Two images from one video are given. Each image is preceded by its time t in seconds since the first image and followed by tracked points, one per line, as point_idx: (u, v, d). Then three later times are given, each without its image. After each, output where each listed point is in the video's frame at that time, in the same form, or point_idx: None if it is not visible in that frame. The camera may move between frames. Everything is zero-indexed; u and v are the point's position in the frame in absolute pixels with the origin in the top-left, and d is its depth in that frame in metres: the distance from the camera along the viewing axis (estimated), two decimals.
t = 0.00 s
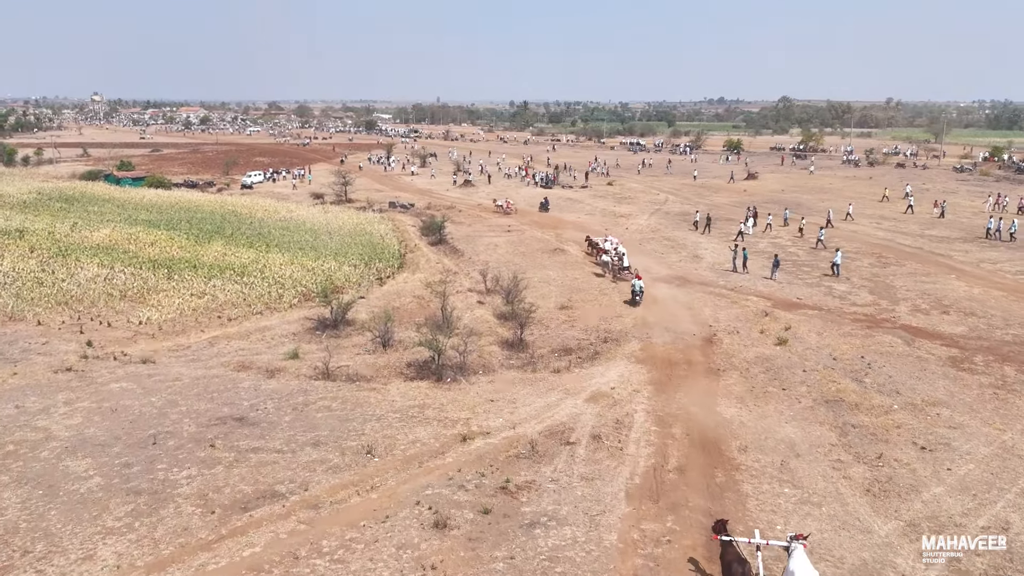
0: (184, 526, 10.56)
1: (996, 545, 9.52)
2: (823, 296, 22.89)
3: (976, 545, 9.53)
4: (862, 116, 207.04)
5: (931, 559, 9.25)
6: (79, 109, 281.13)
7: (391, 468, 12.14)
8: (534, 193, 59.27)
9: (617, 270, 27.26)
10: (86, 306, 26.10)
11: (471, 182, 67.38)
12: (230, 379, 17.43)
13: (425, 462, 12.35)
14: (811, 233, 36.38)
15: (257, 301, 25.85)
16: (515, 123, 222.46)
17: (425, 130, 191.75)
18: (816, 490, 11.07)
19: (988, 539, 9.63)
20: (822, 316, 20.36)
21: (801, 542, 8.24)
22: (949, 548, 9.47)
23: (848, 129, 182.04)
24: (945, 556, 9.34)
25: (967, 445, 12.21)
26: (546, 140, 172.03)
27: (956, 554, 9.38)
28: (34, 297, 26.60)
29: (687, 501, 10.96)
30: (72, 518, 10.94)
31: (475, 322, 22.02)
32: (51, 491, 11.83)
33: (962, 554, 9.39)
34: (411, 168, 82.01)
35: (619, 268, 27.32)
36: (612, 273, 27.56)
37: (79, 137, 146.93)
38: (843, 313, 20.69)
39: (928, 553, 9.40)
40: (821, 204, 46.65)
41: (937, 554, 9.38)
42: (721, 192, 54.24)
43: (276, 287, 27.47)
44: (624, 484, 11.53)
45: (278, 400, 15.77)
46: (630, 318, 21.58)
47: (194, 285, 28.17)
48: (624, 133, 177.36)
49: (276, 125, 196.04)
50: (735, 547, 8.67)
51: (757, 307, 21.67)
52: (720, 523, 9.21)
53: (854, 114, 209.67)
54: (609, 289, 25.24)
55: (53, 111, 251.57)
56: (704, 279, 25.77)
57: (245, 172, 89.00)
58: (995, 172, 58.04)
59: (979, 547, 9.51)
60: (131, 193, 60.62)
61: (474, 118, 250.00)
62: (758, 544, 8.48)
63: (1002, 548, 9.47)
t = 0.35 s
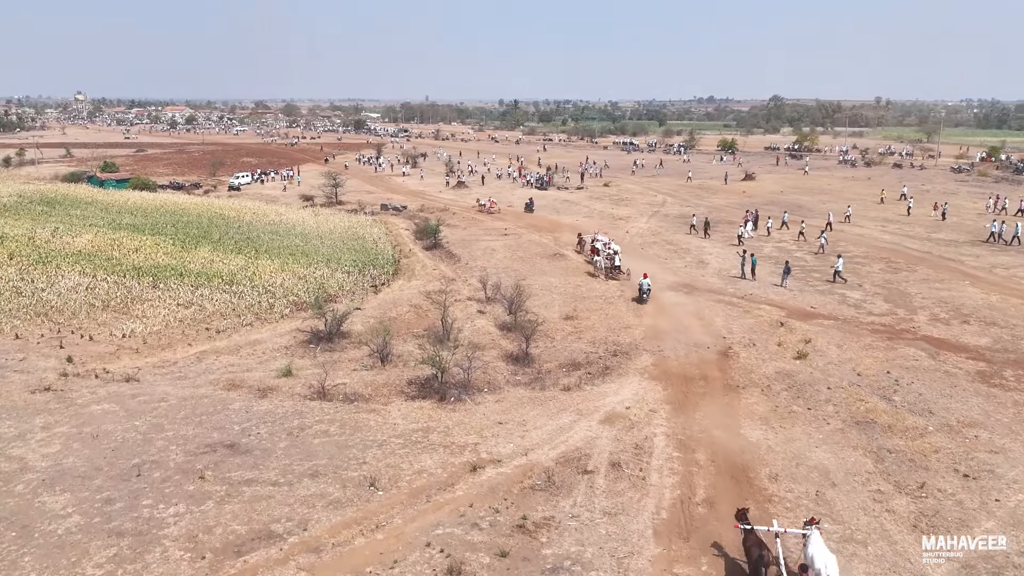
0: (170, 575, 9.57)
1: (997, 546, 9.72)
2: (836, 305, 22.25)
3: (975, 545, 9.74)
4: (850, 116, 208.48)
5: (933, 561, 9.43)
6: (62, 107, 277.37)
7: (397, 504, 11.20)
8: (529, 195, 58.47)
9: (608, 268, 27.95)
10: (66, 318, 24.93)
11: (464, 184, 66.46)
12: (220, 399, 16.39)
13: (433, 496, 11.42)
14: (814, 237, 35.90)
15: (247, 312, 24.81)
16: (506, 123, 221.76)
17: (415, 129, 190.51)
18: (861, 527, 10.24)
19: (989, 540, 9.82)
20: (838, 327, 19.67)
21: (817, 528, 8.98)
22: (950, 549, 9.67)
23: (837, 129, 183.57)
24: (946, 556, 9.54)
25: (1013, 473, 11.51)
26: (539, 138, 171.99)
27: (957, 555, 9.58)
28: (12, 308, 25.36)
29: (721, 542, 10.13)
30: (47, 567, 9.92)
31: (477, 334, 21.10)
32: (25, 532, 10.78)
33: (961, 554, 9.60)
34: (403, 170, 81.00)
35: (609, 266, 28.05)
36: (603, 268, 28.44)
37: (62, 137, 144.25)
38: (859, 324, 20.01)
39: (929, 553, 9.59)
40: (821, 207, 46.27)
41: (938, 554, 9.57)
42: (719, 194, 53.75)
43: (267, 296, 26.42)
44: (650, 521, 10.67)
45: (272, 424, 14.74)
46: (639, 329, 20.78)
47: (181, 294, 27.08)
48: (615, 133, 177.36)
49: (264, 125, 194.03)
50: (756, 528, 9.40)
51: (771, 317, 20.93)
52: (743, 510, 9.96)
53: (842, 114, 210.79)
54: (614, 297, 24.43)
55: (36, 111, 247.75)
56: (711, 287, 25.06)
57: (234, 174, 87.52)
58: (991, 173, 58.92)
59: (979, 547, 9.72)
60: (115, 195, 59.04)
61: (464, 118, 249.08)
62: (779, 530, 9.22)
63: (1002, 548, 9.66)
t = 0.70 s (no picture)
0: None
1: (996, 545, 9.99)
2: (855, 314, 21.56)
3: (975, 545, 9.99)
4: (844, 116, 209.19)
5: (932, 560, 9.70)
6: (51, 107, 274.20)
7: (413, 543, 10.35)
8: (528, 198, 57.67)
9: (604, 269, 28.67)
10: (54, 330, 23.85)
11: (462, 186, 65.59)
12: (218, 421, 15.43)
13: (453, 532, 10.59)
14: (822, 240, 35.31)
15: (244, 323, 23.86)
16: (500, 123, 221.03)
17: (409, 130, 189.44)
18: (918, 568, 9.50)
19: (988, 540, 10.10)
20: (862, 339, 18.96)
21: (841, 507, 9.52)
22: (950, 549, 9.93)
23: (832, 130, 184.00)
24: (946, 556, 9.79)
25: None
26: (533, 138, 171.36)
27: (956, 554, 9.84)
28: None
29: None
30: None
31: (486, 347, 20.23)
32: None
33: (961, 553, 9.86)
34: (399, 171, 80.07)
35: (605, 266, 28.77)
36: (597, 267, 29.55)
37: (51, 138, 142.27)
38: (883, 335, 19.32)
39: (929, 553, 9.86)
40: (825, 210, 45.77)
41: (938, 554, 9.83)
42: (721, 196, 53.19)
43: (265, 306, 25.48)
44: (689, 561, 9.88)
45: (274, 449, 13.81)
46: (654, 341, 19.99)
47: (175, 304, 26.07)
48: (610, 133, 177.00)
49: (257, 125, 192.27)
50: (781, 508, 9.99)
51: (791, 328, 20.19)
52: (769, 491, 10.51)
53: (836, 114, 211.51)
54: (626, 306, 23.61)
55: (24, 111, 244.69)
56: (724, 294, 24.31)
57: (226, 176, 86.22)
58: (993, 175, 58.82)
59: (978, 547, 9.99)
60: (105, 198, 57.70)
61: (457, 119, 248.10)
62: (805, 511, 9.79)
63: (1002, 547, 9.93)
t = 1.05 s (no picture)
0: None
1: (996, 545, 10.20)
2: (881, 323, 20.83)
3: (975, 545, 10.20)
4: (841, 117, 209.38)
5: (932, 560, 9.90)
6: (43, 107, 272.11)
7: None
8: (530, 200, 56.85)
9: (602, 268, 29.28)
10: (46, 342, 22.86)
11: (462, 188, 64.75)
12: (220, 444, 14.53)
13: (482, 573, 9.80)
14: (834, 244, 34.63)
15: (244, 335, 22.97)
16: (497, 124, 220.28)
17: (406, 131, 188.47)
18: None
19: (988, 540, 10.30)
20: (892, 352, 18.22)
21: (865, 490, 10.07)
22: (949, 549, 10.14)
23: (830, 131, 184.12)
24: (945, 556, 10.00)
25: None
26: (530, 138, 170.55)
27: (956, 554, 10.04)
28: None
29: None
30: None
31: (499, 361, 19.38)
32: None
33: (961, 554, 10.06)
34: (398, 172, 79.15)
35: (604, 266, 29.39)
36: (596, 267, 30.19)
37: (45, 139, 140.92)
38: (913, 347, 18.61)
39: (930, 553, 10.06)
40: (834, 212, 45.19)
41: (938, 554, 10.04)
42: (726, 198, 52.52)
43: (266, 316, 24.59)
44: None
45: (281, 477, 12.91)
46: (674, 354, 19.20)
47: (172, 314, 25.12)
48: (608, 133, 176.46)
49: (252, 126, 190.74)
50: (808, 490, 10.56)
51: (817, 340, 19.41)
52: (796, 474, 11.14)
53: (833, 115, 211.74)
54: (642, 315, 22.79)
55: (16, 111, 242.39)
56: (743, 302, 23.53)
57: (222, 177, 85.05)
58: (999, 177, 58.50)
59: (977, 547, 10.20)
60: (98, 201, 56.54)
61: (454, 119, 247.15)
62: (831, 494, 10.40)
63: (1001, 548, 10.15)
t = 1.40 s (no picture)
0: None
1: (996, 545, 10.47)
2: (909, 334, 20.09)
3: (974, 544, 10.49)
4: (839, 117, 209.44)
5: (932, 558, 10.20)
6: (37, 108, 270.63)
7: None
8: (533, 203, 56.10)
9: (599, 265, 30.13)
10: (38, 356, 21.94)
11: (463, 191, 63.92)
12: (223, 471, 13.65)
13: None
14: (848, 248, 33.98)
15: (246, 348, 22.10)
16: (494, 124, 219.52)
17: (403, 131, 187.45)
18: None
19: (989, 540, 10.57)
20: (925, 366, 17.47)
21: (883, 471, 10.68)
22: (950, 548, 10.42)
23: (828, 131, 184.17)
24: (946, 556, 10.28)
25: None
26: (528, 138, 169.93)
27: (956, 553, 10.33)
28: None
29: None
30: None
31: (514, 376, 18.53)
32: None
33: (961, 553, 10.34)
34: (398, 174, 78.28)
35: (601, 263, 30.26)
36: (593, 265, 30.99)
37: (38, 140, 139.40)
38: (948, 361, 17.87)
39: (930, 552, 10.34)
40: (842, 215, 44.62)
41: (939, 553, 10.32)
42: (732, 201, 51.87)
43: (268, 327, 23.73)
44: None
45: (291, 509, 12.04)
46: (697, 368, 18.39)
47: (170, 325, 24.21)
48: (606, 134, 176.00)
49: (247, 126, 189.34)
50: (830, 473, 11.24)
51: (846, 353, 18.63)
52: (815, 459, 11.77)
53: (831, 114, 211.82)
54: (659, 326, 21.99)
55: (9, 111, 240.71)
56: (762, 312, 22.77)
57: (218, 180, 83.97)
58: (1006, 178, 58.05)
59: (978, 546, 10.48)
60: (92, 205, 55.43)
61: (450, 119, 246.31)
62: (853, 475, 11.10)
63: (1001, 547, 10.42)
